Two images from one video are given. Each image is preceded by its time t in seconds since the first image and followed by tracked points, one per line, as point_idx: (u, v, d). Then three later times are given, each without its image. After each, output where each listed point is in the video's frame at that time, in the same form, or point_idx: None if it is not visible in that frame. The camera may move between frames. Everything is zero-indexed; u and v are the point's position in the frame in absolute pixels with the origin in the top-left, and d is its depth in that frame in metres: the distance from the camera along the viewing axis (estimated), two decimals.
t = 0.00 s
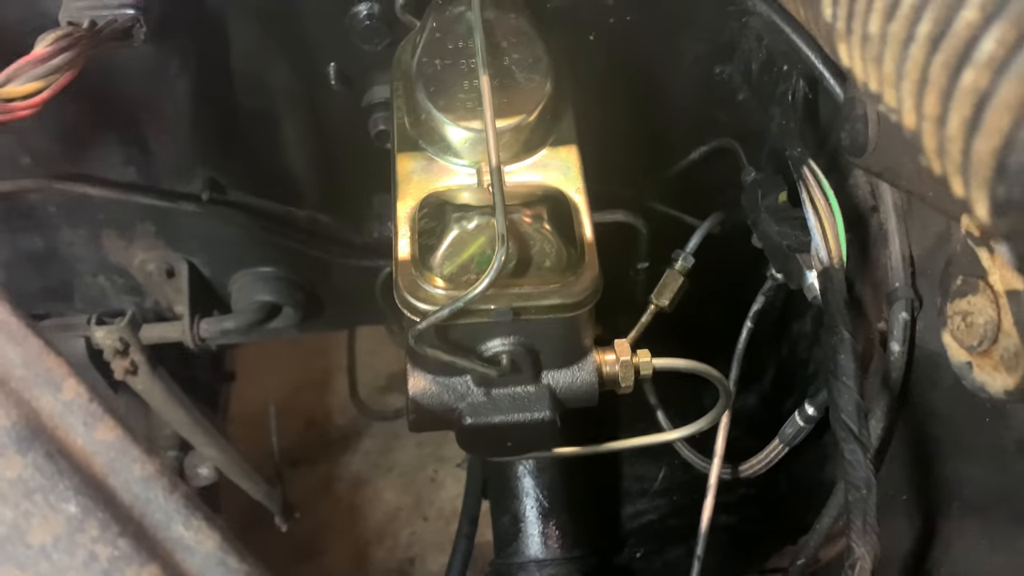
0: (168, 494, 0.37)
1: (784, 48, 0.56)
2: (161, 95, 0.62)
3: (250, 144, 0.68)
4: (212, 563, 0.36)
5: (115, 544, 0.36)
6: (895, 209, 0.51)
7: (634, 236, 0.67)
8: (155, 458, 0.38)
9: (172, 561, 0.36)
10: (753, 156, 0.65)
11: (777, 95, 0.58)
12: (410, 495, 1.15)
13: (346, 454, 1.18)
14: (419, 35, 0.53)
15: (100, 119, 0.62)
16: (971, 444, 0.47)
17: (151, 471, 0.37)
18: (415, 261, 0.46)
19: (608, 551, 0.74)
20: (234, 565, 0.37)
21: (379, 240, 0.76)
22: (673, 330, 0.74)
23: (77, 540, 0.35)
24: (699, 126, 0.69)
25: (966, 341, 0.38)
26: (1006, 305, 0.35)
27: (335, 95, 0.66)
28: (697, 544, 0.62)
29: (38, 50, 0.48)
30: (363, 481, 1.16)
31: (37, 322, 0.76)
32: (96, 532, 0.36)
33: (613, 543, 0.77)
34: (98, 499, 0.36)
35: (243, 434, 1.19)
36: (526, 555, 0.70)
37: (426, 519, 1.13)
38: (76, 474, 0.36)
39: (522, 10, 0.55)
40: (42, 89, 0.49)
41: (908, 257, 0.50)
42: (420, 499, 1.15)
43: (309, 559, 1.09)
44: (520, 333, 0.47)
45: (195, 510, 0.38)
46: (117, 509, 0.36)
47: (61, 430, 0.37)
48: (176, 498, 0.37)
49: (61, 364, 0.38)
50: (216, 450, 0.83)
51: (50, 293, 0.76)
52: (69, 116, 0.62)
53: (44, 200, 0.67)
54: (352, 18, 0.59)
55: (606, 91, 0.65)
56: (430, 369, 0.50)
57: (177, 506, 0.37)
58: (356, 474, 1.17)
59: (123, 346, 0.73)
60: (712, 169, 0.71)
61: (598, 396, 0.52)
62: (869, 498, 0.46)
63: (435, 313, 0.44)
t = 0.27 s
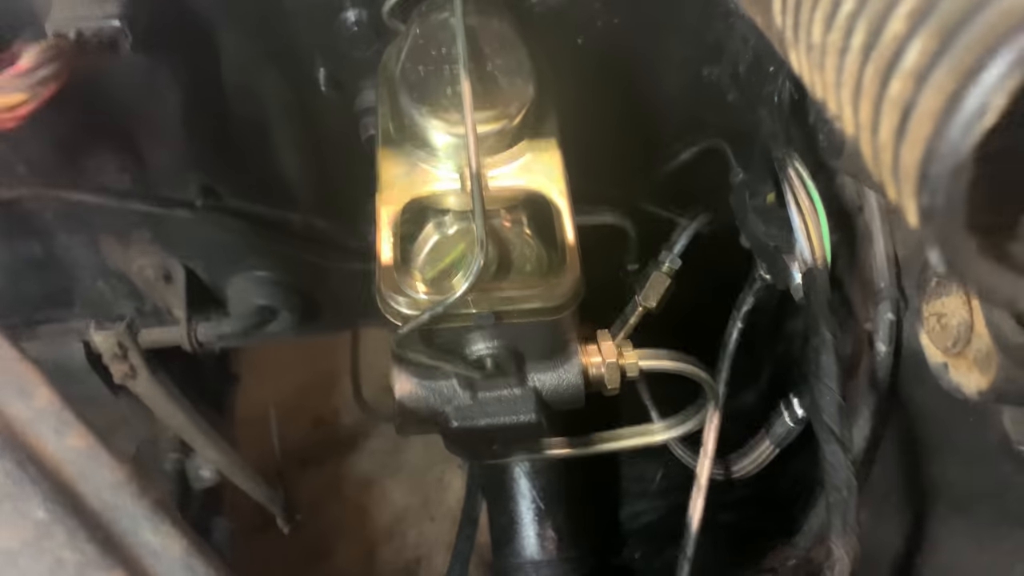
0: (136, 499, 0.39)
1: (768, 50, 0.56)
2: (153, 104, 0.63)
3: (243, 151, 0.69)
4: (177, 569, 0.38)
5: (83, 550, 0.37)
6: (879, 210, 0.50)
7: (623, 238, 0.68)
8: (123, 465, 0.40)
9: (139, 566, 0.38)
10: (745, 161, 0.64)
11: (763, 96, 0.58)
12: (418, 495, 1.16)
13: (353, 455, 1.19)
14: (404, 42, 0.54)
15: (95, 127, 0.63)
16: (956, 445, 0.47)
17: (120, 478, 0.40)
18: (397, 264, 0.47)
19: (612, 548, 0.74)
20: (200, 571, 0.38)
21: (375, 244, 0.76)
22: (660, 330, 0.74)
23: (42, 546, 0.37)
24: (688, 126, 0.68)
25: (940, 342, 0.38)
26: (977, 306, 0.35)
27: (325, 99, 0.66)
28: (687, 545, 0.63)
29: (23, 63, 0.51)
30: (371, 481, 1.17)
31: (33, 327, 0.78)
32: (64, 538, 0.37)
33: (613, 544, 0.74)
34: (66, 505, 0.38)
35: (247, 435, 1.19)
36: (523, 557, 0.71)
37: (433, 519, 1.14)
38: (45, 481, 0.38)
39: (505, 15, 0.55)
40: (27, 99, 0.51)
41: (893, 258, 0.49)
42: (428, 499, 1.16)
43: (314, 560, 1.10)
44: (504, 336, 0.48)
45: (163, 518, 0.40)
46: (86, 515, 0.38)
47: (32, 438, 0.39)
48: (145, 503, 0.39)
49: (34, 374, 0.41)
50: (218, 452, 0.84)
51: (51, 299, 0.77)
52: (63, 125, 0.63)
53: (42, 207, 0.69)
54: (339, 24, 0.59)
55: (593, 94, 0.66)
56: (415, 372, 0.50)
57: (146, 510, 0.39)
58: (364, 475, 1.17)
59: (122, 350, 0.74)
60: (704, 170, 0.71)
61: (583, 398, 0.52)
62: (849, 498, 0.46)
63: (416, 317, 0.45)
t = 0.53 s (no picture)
0: (123, 500, 0.39)
1: (767, 52, 0.54)
2: (144, 98, 0.61)
3: (235, 148, 0.68)
4: (166, 570, 0.38)
5: (68, 551, 0.36)
6: (877, 214, 0.50)
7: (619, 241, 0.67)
8: (112, 466, 0.39)
9: (125, 567, 0.37)
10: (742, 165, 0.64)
11: (762, 98, 0.58)
12: (407, 498, 1.15)
13: (341, 457, 1.18)
14: (400, 39, 0.53)
15: (85, 121, 0.62)
16: (954, 451, 0.47)
17: (108, 478, 0.39)
18: (392, 264, 0.46)
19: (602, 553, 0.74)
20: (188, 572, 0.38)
21: (368, 244, 0.76)
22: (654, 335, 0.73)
23: (28, 548, 0.36)
24: (687, 128, 0.68)
25: (942, 348, 0.37)
26: (980, 311, 0.34)
27: (319, 97, 0.66)
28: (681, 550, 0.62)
29: (12, 53, 0.48)
30: (360, 484, 1.16)
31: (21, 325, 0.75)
32: (47, 539, 0.36)
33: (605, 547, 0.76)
34: (51, 505, 0.37)
35: (238, 438, 1.18)
36: (513, 561, 0.70)
37: (421, 523, 1.13)
38: (30, 481, 0.37)
39: (504, 13, 0.54)
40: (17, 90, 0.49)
41: (891, 262, 0.49)
42: (416, 503, 1.15)
43: (302, 563, 1.09)
44: (500, 338, 0.47)
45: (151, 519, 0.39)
46: (70, 516, 0.37)
47: (17, 436, 0.38)
48: (132, 505, 0.39)
49: (19, 371, 0.40)
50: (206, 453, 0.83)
51: (38, 296, 0.76)
52: (52, 119, 0.62)
53: (30, 202, 0.67)
54: (335, 22, 0.60)
55: (590, 95, 0.65)
56: (409, 373, 0.50)
57: (133, 512, 0.39)
58: (352, 478, 1.17)
59: (109, 348, 0.73)
60: (701, 172, 0.70)
61: (579, 401, 0.52)
62: (847, 505, 0.45)
63: (410, 317, 0.44)
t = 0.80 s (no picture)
0: (123, 501, 0.39)
1: (765, 56, 0.55)
2: (143, 100, 0.61)
3: (233, 150, 0.69)
4: (165, 571, 0.38)
5: (67, 552, 0.36)
6: (874, 217, 0.51)
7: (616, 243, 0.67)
8: (110, 466, 0.39)
9: (124, 568, 0.37)
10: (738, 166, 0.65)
11: (759, 102, 0.58)
12: (404, 500, 1.15)
13: (338, 459, 1.18)
14: (399, 41, 0.53)
15: (83, 122, 0.62)
16: (950, 452, 0.47)
17: (107, 479, 0.39)
18: (390, 266, 0.46)
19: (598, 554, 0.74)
20: (187, 572, 0.38)
21: (366, 245, 0.76)
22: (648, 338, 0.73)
23: (27, 549, 0.36)
24: (684, 131, 0.69)
25: (937, 350, 0.37)
26: (975, 314, 0.35)
27: (318, 100, 0.66)
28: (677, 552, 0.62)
29: (12, 55, 0.48)
30: (356, 486, 1.16)
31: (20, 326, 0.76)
32: (47, 539, 0.36)
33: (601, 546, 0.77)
34: (50, 506, 0.37)
35: (234, 439, 1.18)
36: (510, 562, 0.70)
37: (417, 524, 1.13)
38: (29, 482, 0.37)
39: (502, 16, 0.54)
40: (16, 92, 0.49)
41: (887, 265, 0.49)
42: (412, 504, 1.15)
43: (298, 564, 1.09)
44: (497, 340, 0.47)
45: (150, 521, 0.39)
46: (69, 517, 0.37)
47: (16, 437, 0.39)
48: (131, 506, 0.39)
49: (19, 372, 0.40)
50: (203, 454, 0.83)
51: (35, 297, 0.76)
52: (51, 120, 0.62)
53: (27, 203, 0.67)
54: (333, 24, 0.60)
55: (587, 98, 0.66)
56: (406, 375, 0.50)
57: (131, 513, 0.39)
58: (348, 479, 1.17)
59: (106, 350, 0.72)
60: (697, 176, 0.71)
61: (576, 403, 0.52)
62: (843, 506, 0.46)
63: (408, 319, 0.44)
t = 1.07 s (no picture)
0: (123, 500, 0.40)
1: (765, 57, 0.56)
2: (143, 100, 0.61)
3: (232, 151, 0.69)
4: (167, 570, 0.39)
5: (67, 552, 0.37)
6: (873, 219, 0.51)
7: (617, 245, 0.67)
8: (111, 466, 0.40)
9: (124, 567, 0.38)
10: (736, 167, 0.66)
11: (759, 104, 0.58)
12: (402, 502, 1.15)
13: (337, 461, 1.18)
14: (400, 42, 0.53)
15: (83, 123, 0.62)
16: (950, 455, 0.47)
17: (107, 478, 0.40)
18: (391, 267, 0.46)
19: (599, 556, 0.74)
20: (188, 572, 0.39)
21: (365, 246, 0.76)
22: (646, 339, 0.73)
23: (28, 548, 0.37)
24: (685, 133, 0.69)
25: (939, 352, 0.37)
26: (977, 315, 0.35)
27: (318, 101, 0.66)
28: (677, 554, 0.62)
29: (12, 54, 0.48)
30: (354, 488, 1.16)
31: (17, 327, 0.75)
32: (48, 539, 0.37)
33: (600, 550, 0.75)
34: (51, 506, 0.38)
35: (233, 441, 1.18)
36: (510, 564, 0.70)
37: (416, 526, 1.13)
38: (30, 482, 0.38)
39: (503, 17, 0.55)
40: (16, 93, 0.49)
41: (887, 267, 0.49)
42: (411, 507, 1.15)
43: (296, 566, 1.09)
44: (498, 341, 0.47)
45: (150, 521, 0.40)
46: (69, 517, 0.38)
47: (17, 437, 0.39)
48: (132, 506, 0.40)
49: (19, 371, 0.41)
50: (202, 456, 0.83)
51: (33, 298, 0.76)
52: (50, 121, 0.62)
53: (26, 204, 0.67)
54: (334, 26, 0.60)
55: (587, 100, 0.66)
56: (407, 376, 0.50)
57: (133, 513, 0.39)
58: (347, 482, 1.16)
59: (106, 351, 0.72)
60: (696, 178, 0.71)
61: (576, 405, 0.52)
62: (843, 508, 0.46)
63: (409, 320, 0.44)
